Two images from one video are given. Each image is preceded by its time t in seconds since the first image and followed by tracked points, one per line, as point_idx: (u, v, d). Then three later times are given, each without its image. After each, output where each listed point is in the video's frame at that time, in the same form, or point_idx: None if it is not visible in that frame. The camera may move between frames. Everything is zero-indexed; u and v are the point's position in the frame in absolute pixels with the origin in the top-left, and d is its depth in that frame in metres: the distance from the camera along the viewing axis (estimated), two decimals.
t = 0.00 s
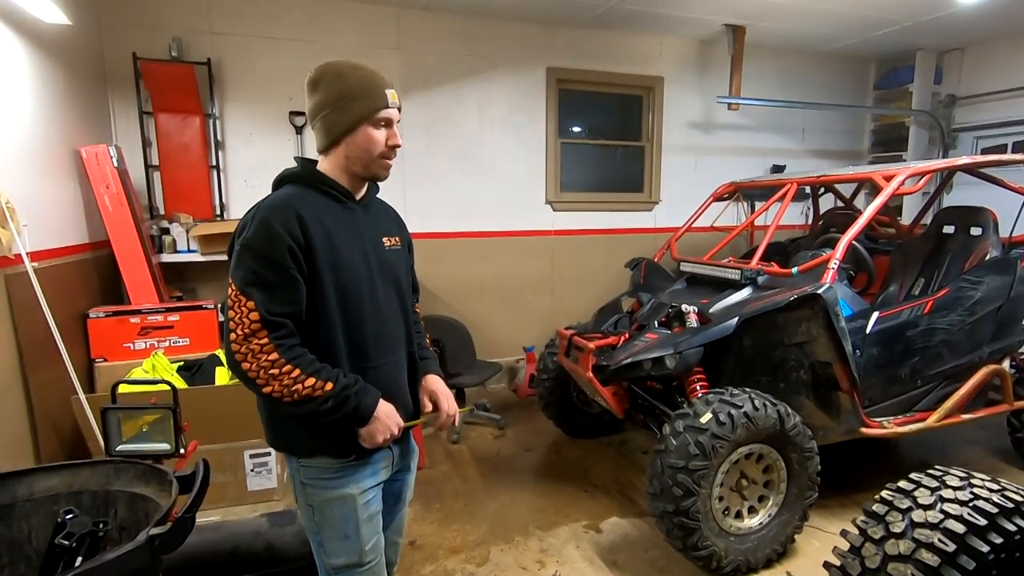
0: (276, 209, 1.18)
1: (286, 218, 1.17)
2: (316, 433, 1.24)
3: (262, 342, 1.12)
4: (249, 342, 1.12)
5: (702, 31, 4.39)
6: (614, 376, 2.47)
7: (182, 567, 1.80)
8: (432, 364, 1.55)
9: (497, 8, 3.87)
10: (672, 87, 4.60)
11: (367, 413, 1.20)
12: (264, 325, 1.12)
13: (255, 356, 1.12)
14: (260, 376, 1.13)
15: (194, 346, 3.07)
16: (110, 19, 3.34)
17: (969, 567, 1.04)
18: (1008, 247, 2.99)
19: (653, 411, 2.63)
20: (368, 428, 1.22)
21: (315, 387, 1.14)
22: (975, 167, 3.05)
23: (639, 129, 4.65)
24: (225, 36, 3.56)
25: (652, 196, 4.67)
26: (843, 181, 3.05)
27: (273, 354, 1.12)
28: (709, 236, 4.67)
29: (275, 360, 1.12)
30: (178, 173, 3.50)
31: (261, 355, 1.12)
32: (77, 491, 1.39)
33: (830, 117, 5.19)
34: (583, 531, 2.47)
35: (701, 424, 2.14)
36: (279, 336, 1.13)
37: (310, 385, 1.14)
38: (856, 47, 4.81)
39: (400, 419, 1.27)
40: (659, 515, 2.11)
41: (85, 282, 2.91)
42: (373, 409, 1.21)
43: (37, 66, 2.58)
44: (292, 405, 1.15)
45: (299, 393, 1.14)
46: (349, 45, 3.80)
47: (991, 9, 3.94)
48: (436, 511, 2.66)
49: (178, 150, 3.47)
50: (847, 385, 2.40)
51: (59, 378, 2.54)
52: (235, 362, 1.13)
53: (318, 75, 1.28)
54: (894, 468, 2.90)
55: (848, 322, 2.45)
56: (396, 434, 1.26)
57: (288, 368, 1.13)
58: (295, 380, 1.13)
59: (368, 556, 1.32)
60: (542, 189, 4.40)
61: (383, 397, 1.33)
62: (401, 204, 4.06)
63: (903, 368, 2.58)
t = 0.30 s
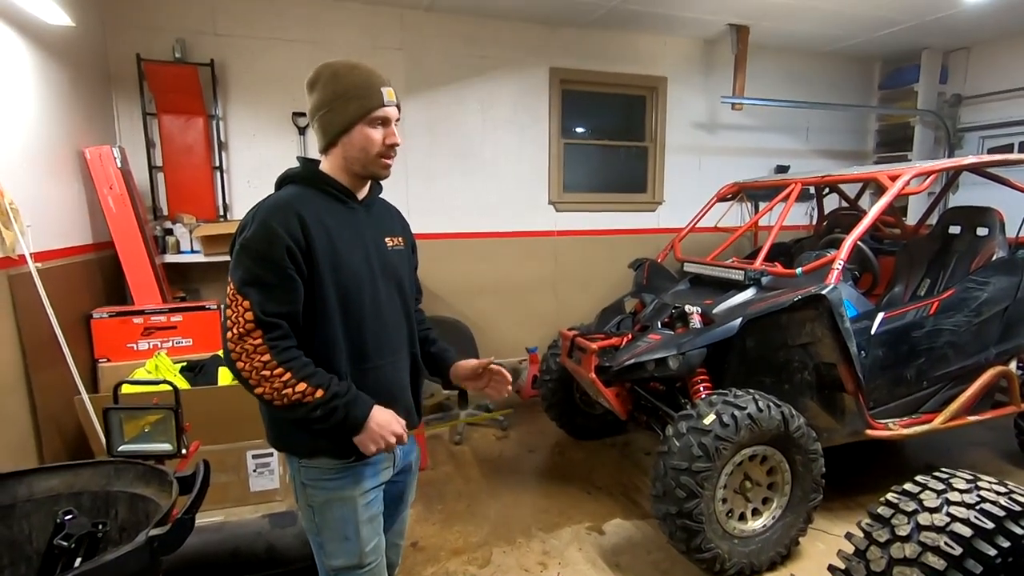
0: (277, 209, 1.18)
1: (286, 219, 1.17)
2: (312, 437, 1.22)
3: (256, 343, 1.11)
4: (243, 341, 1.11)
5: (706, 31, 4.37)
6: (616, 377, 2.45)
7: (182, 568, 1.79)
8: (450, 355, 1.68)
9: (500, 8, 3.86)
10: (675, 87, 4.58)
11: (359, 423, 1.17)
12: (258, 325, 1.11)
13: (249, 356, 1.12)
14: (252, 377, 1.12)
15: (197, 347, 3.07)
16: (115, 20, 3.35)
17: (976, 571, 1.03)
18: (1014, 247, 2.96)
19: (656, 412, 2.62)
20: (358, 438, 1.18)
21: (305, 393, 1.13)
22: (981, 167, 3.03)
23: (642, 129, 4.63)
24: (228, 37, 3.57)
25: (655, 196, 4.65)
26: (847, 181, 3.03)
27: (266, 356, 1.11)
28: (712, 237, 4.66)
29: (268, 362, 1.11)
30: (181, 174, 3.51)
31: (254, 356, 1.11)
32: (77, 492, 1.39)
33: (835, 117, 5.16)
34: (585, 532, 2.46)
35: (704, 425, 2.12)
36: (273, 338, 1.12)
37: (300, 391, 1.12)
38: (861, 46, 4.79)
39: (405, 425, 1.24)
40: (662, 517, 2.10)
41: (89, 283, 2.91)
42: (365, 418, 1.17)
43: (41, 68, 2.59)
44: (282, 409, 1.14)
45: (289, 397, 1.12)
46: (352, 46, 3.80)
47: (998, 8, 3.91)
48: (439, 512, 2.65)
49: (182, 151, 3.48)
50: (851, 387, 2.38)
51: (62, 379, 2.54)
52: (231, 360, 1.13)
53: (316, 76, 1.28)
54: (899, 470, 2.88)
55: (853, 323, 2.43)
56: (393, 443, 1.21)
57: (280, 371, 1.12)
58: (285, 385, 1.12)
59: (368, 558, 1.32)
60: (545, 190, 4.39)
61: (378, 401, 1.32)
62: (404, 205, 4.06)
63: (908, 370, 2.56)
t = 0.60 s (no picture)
0: (280, 207, 1.17)
1: (289, 217, 1.16)
2: (309, 436, 1.22)
3: (252, 340, 1.11)
4: (240, 339, 1.11)
5: (712, 29, 4.35)
6: (620, 376, 2.44)
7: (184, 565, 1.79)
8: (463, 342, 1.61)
9: (505, 5, 3.85)
10: (681, 85, 4.56)
11: (354, 423, 1.15)
12: (255, 324, 1.10)
13: (245, 354, 1.11)
14: (248, 375, 1.12)
15: (200, 344, 3.07)
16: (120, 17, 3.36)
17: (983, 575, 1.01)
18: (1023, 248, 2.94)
19: (660, 412, 2.61)
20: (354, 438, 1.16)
21: (299, 392, 1.12)
22: (990, 166, 3.00)
23: (647, 127, 4.61)
24: (233, 34, 3.57)
25: (660, 194, 4.63)
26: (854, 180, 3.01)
27: (261, 354, 1.10)
28: (717, 235, 4.64)
29: (263, 360, 1.10)
30: (186, 171, 3.51)
31: (250, 353, 1.11)
32: (80, 488, 1.39)
33: (842, 116, 5.13)
34: (588, 531, 2.46)
35: (708, 425, 2.11)
36: (269, 335, 1.11)
37: (294, 390, 1.11)
38: (868, 44, 4.75)
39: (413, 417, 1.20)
40: (665, 516, 2.09)
41: (93, 279, 2.92)
42: (361, 419, 1.16)
43: (46, 64, 2.59)
44: (277, 407, 1.13)
45: (283, 396, 1.12)
46: (357, 43, 3.80)
47: (1008, 5, 3.87)
48: (441, 510, 2.65)
49: (187, 148, 3.48)
50: (857, 387, 2.37)
51: (66, 375, 2.55)
52: (228, 357, 1.13)
53: (320, 74, 1.28)
54: (904, 471, 2.86)
55: (859, 323, 2.42)
56: (395, 444, 1.18)
57: (275, 369, 1.11)
58: (280, 383, 1.11)
59: (370, 556, 1.32)
60: (549, 188, 4.37)
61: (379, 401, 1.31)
62: (408, 202, 4.05)
63: (915, 370, 2.54)
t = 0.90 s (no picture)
0: (289, 206, 1.17)
1: (298, 216, 1.17)
2: (322, 433, 1.23)
3: (269, 339, 1.12)
4: (256, 338, 1.12)
5: (717, 28, 4.34)
6: (622, 375, 2.44)
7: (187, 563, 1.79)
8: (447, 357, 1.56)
9: (510, 3, 3.84)
10: (685, 85, 4.56)
11: (373, 413, 1.19)
12: (271, 323, 1.12)
13: (262, 352, 1.13)
14: (266, 373, 1.13)
15: (203, 341, 3.08)
16: (125, 14, 3.36)
17: None
18: None
19: (662, 412, 2.61)
20: (373, 427, 1.20)
21: (320, 384, 1.14)
22: (995, 167, 2.99)
23: (651, 127, 4.60)
24: (238, 31, 3.57)
25: (663, 194, 4.63)
26: (859, 181, 3.00)
27: (280, 351, 1.12)
28: (720, 236, 4.64)
29: (281, 357, 1.12)
30: (190, 168, 3.51)
31: (267, 352, 1.12)
32: (85, 484, 1.39)
33: (846, 116, 5.12)
34: (589, 531, 2.46)
35: (711, 426, 2.11)
36: (286, 333, 1.13)
37: (315, 383, 1.13)
38: (873, 44, 4.74)
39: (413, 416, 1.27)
40: (667, 517, 2.09)
41: (98, 275, 2.93)
42: (378, 409, 1.19)
43: (51, 60, 2.60)
44: (298, 402, 1.15)
45: (304, 390, 1.14)
46: (361, 42, 3.80)
47: (1014, 6, 3.86)
48: (443, 508, 2.65)
49: (190, 146, 3.49)
50: (860, 388, 2.36)
51: (70, 371, 2.55)
52: (243, 358, 1.14)
53: (320, 75, 1.28)
54: (907, 473, 2.86)
55: (862, 325, 2.42)
56: (405, 431, 1.24)
57: (294, 365, 1.12)
58: (300, 377, 1.13)
59: (374, 554, 1.32)
60: (553, 187, 4.37)
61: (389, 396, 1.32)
62: (411, 201, 4.05)
63: (918, 372, 2.54)
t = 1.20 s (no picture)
0: (295, 206, 1.17)
1: (303, 216, 1.17)
2: (330, 433, 1.24)
3: (277, 340, 1.12)
4: (264, 339, 1.12)
5: (722, 28, 4.33)
6: (627, 376, 2.44)
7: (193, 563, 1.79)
8: (449, 365, 1.50)
9: (514, 2, 3.84)
10: (689, 84, 4.54)
11: (381, 412, 1.20)
12: (278, 323, 1.12)
13: (270, 353, 1.13)
14: (274, 373, 1.13)
15: (207, 340, 3.08)
16: (129, 13, 3.36)
17: None
18: None
19: (666, 413, 2.60)
20: (381, 427, 1.21)
21: (328, 384, 1.14)
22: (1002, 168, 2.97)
23: (655, 126, 4.59)
24: (242, 30, 3.57)
25: (667, 194, 4.62)
26: (864, 181, 2.98)
27: (287, 352, 1.12)
28: (725, 236, 4.63)
29: (290, 358, 1.12)
30: (193, 167, 3.51)
31: (275, 352, 1.12)
32: (91, 484, 1.39)
33: (851, 116, 5.10)
34: (593, 532, 2.45)
35: (716, 427, 2.11)
36: (293, 333, 1.13)
37: (323, 383, 1.14)
38: (878, 44, 4.72)
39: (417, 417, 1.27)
40: (672, 518, 2.09)
41: (102, 274, 2.93)
42: (386, 409, 1.20)
43: (56, 59, 2.59)
44: (306, 402, 1.15)
45: (312, 390, 1.14)
46: (365, 41, 3.80)
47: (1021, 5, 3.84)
48: (446, 508, 2.65)
49: (194, 145, 3.49)
50: (866, 390, 2.35)
51: (75, 370, 2.56)
52: (250, 358, 1.14)
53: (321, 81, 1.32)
54: (912, 475, 2.85)
55: (869, 326, 2.41)
56: (412, 431, 1.25)
57: (302, 365, 1.13)
58: (308, 378, 1.13)
59: (379, 557, 1.31)
60: (556, 187, 4.36)
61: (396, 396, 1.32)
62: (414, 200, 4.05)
63: (924, 374, 2.53)
